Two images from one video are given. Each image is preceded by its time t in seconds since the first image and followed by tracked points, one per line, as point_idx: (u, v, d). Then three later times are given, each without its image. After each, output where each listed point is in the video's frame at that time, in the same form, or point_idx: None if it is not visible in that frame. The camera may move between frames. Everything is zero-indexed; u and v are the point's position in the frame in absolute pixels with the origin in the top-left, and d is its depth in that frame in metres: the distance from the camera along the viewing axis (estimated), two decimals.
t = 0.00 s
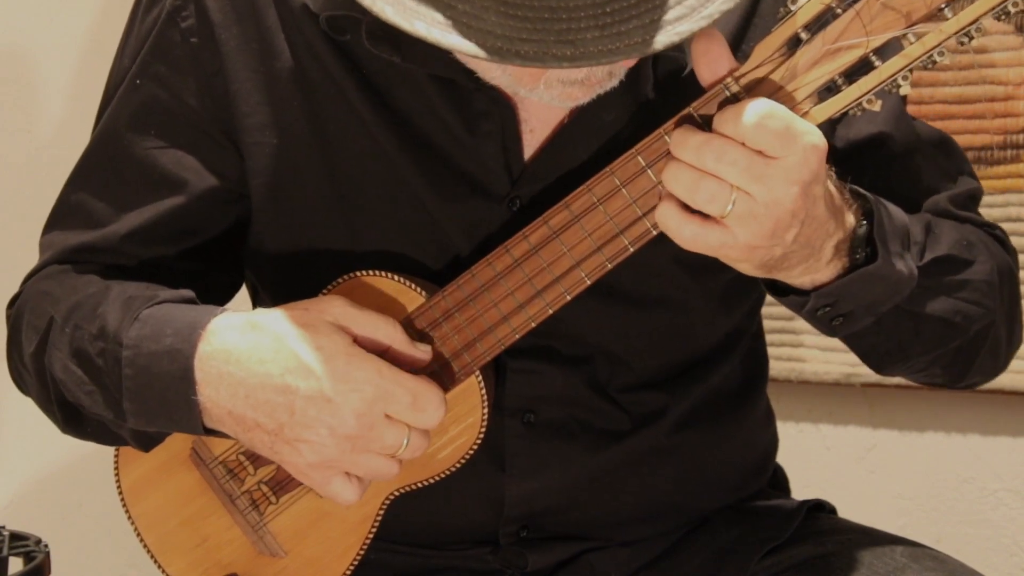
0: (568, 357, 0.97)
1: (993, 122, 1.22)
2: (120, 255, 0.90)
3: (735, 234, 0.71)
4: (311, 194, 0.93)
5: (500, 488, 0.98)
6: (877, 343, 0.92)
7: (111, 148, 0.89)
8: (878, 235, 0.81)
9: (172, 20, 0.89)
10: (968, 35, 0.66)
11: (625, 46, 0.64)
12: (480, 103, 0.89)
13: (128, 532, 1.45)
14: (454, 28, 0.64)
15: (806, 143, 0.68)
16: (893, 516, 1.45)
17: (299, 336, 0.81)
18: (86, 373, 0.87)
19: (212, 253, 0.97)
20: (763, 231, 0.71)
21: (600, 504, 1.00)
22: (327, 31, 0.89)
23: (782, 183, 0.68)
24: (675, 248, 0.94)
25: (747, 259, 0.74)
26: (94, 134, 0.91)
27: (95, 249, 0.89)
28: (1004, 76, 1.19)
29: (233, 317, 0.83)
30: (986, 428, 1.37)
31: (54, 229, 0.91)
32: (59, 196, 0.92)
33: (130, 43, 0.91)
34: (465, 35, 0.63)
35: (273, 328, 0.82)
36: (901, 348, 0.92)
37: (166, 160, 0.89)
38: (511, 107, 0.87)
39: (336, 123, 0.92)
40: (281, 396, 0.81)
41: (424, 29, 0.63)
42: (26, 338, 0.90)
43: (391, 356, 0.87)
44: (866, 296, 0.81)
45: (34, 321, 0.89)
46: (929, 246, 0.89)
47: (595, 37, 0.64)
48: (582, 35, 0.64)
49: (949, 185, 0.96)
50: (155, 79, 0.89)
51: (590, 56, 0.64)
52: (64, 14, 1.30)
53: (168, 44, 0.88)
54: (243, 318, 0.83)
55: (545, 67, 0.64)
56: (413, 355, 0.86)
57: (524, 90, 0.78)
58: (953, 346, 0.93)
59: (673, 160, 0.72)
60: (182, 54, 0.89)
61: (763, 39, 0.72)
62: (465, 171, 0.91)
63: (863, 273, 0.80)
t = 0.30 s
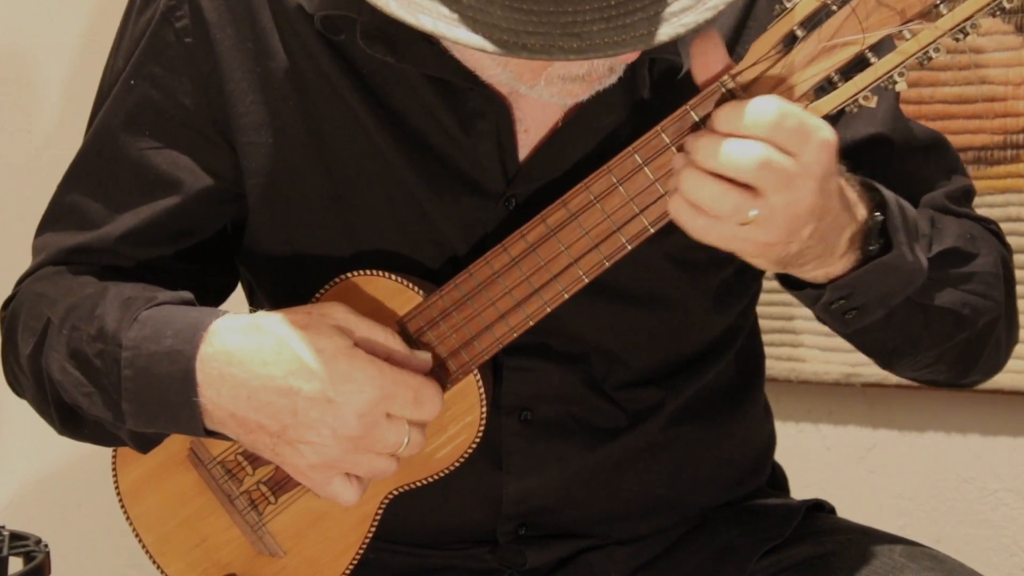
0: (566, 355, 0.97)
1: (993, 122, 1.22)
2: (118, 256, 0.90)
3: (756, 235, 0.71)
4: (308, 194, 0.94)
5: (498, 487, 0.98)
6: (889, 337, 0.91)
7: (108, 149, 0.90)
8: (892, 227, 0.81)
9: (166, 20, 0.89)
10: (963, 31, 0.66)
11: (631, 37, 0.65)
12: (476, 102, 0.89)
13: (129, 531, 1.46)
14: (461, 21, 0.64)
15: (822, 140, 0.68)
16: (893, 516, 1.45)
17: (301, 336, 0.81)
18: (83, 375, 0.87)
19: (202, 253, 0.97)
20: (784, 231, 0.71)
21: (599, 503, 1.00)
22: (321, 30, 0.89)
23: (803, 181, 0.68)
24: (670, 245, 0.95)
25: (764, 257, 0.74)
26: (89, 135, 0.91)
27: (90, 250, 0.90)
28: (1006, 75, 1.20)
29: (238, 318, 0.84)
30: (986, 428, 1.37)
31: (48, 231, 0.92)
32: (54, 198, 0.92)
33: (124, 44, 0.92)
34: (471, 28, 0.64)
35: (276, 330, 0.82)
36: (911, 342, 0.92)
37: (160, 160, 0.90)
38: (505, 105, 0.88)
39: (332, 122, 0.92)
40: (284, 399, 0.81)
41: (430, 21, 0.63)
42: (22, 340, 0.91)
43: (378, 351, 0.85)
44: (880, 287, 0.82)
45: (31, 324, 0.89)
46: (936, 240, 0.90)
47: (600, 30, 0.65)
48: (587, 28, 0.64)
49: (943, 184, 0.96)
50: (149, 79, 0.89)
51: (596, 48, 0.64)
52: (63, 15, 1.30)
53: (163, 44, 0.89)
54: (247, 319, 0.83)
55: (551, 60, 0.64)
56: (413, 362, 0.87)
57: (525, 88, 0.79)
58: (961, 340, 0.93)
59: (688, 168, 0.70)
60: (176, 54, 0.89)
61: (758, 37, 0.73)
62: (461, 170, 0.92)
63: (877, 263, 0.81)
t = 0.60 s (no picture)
0: (568, 357, 0.97)
1: (992, 123, 1.21)
2: (121, 254, 0.90)
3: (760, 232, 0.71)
4: (310, 194, 0.93)
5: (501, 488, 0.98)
6: (901, 341, 0.90)
7: (111, 148, 0.89)
8: (908, 229, 0.81)
9: (172, 20, 0.88)
10: (969, 37, 0.66)
11: (641, 43, 0.64)
12: (480, 103, 0.88)
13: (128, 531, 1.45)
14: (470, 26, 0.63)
15: (819, 136, 0.68)
16: (893, 516, 1.45)
17: (304, 331, 0.81)
18: (88, 374, 0.86)
19: (204, 253, 0.97)
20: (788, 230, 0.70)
21: (600, 503, 1.00)
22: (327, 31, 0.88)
23: (804, 178, 0.68)
24: (674, 249, 0.94)
25: (774, 258, 0.73)
26: (92, 134, 0.90)
27: (92, 248, 0.89)
28: (1006, 75, 1.19)
29: (234, 314, 0.83)
30: (986, 428, 1.36)
31: (50, 229, 0.91)
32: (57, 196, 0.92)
33: (128, 43, 0.91)
34: (481, 33, 0.63)
35: (277, 324, 0.81)
36: (924, 346, 0.91)
37: (165, 160, 0.89)
38: (511, 108, 0.87)
39: (337, 123, 0.92)
40: (289, 392, 0.80)
41: (440, 28, 0.63)
42: (24, 338, 0.90)
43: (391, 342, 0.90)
44: (898, 291, 0.81)
45: (33, 322, 0.89)
46: (947, 242, 0.90)
47: (611, 35, 0.64)
48: (598, 32, 0.64)
49: (948, 188, 0.96)
50: (155, 79, 0.89)
51: (606, 53, 0.64)
52: (64, 15, 1.30)
53: (168, 43, 0.88)
54: (243, 315, 0.83)
55: (562, 65, 0.63)
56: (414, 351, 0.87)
57: (534, 90, 0.79)
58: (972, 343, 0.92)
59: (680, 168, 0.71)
60: (182, 53, 0.89)
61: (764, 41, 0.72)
62: (465, 171, 0.91)
63: (895, 265, 0.81)
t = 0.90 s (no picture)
0: (569, 358, 0.97)
1: (992, 122, 1.22)
2: (122, 253, 0.90)
3: (746, 233, 0.71)
4: (310, 195, 0.93)
5: (501, 488, 0.98)
6: (900, 346, 0.90)
7: (112, 148, 0.89)
8: (906, 238, 0.80)
9: (175, 20, 0.88)
10: (971, 38, 0.66)
11: (647, 48, 0.64)
12: (481, 105, 0.88)
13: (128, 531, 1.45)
14: (474, 31, 0.64)
15: (804, 139, 0.68)
16: (893, 516, 1.45)
17: (304, 327, 0.81)
18: (89, 372, 0.87)
19: (208, 253, 0.97)
20: (775, 232, 0.70)
21: (601, 504, 1.00)
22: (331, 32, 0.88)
23: (790, 180, 0.68)
24: (675, 250, 0.94)
25: (764, 257, 0.74)
26: (94, 134, 0.91)
27: (94, 246, 0.89)
28: (1005, 75, 1.20)
29: (235, 310, 0.83)
30: (987, 428, 1.37)
31: (53, 227, 0.91)
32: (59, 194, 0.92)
33: (131, 44, 0.91)
34: (485, 38, 0.64)
35: (276, 320, 0.81)
36: (922, 352, 0.91)
37: (167, 161, 0.89)
38: (514, 109, 0.87)
39: (339, 124, 0.92)
40: (288, 393, 0.81)
41: (445, 31, 0.63)
42: (26, 336, 0.90)
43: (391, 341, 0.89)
44: (892, 298, 0.81)
45: (35, 319, 0.89)
46: (949, 248, 0.90)
47: (616, 40, 0.64)
48: (603, 37, 0.64)
49: (953, 192, 0.96)
50: (157, 80, 0.89)
51: (611, 58, 0.64)
52: (65, 14, 1.30)
53: (171, 44, 0.88)
54: (244, 310, 0.83)
55: (566, 70, 0.64)
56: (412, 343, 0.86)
57: (537, 93, 0.79)
58: (972, 350, 0.93)
59: (670, 162, 0.72)
60: (184, 54, 0.89)
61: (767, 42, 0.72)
62: (466, 172, 0.92)
63: (891, 273, 0.80)
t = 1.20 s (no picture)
0: (569, 357, 0.97)
1: (993, 123, 1.22)
2: (121, 253, 0.90)
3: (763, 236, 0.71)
4: (308, 194, 0.93)
5: (500, 488, 0.98)
6: (901, 341, 0.90)
7: (111, 148, 0.89)
8: (899, 226, 0.81)
9: (173, 21, 0.89)
10: (968, 35, 0.66)
11: (640, 48, 0.64)
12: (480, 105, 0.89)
13: (128, 531, 1.45)
14: (467, 32, 0.64)
15: (814, 135, 0.68)
16: (893, 516, 1.45)
17: (302, 335, 0.81)
18: (87, 372, 0.87)
19: (208, 253, 0.97)
20: (790, 232, 0.71)
21: (601, 504, 1.00)
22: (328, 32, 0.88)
23: (803, 179, 0.68)
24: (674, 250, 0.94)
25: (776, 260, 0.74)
26: (93, 134, 0.91)
27: (93, 246, 0.89)
28: (1005, 75, 1.20)
29: (237, 316, 0.83)
30: (987, 427, 1.37)
31: (53, 228, 0.91)
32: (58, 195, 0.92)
33: (130, 44, 0.91)
34: (478, 40, 0.64)
35: (277, 329, 0.82)
36: (923, 346, 0.91)
37: (167, 161, 0.89)
38: (513, 109, 0.87)
39: (337, 124, 0.92)
40: (287, 394, 0.81)
41: (438, 33, 0.63)
42: (25, 337, 0.90)
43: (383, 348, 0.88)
44: (891, 288, 0.81)
45: (34, 320, 0.89)
46: (942, 241, 0.90)
47: (609, 40, 0.64)
48: (596, 38, 0.64)
49: (952, 188, 0.96)
50: (155, 80, 0.89)
51: (604, 58, 0.64)
52: (65, 15, 1.30)
53: (169, 44, 0.89)
54: (247, 317, 0.83)
55: (560, 70, 0.64)
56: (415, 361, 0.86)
57: (533, 94, 0.79)
58: (972, 343, 0.92)
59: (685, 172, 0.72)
60: (182, 54, 0.89)
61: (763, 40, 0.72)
62: (465, 172, 0.92)
63: (889, 262, 0.80)
